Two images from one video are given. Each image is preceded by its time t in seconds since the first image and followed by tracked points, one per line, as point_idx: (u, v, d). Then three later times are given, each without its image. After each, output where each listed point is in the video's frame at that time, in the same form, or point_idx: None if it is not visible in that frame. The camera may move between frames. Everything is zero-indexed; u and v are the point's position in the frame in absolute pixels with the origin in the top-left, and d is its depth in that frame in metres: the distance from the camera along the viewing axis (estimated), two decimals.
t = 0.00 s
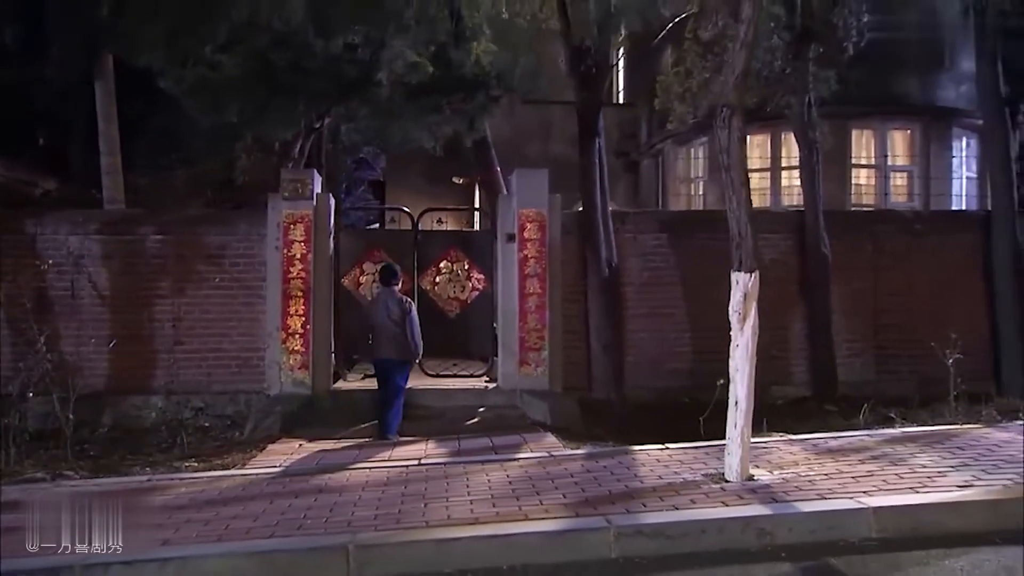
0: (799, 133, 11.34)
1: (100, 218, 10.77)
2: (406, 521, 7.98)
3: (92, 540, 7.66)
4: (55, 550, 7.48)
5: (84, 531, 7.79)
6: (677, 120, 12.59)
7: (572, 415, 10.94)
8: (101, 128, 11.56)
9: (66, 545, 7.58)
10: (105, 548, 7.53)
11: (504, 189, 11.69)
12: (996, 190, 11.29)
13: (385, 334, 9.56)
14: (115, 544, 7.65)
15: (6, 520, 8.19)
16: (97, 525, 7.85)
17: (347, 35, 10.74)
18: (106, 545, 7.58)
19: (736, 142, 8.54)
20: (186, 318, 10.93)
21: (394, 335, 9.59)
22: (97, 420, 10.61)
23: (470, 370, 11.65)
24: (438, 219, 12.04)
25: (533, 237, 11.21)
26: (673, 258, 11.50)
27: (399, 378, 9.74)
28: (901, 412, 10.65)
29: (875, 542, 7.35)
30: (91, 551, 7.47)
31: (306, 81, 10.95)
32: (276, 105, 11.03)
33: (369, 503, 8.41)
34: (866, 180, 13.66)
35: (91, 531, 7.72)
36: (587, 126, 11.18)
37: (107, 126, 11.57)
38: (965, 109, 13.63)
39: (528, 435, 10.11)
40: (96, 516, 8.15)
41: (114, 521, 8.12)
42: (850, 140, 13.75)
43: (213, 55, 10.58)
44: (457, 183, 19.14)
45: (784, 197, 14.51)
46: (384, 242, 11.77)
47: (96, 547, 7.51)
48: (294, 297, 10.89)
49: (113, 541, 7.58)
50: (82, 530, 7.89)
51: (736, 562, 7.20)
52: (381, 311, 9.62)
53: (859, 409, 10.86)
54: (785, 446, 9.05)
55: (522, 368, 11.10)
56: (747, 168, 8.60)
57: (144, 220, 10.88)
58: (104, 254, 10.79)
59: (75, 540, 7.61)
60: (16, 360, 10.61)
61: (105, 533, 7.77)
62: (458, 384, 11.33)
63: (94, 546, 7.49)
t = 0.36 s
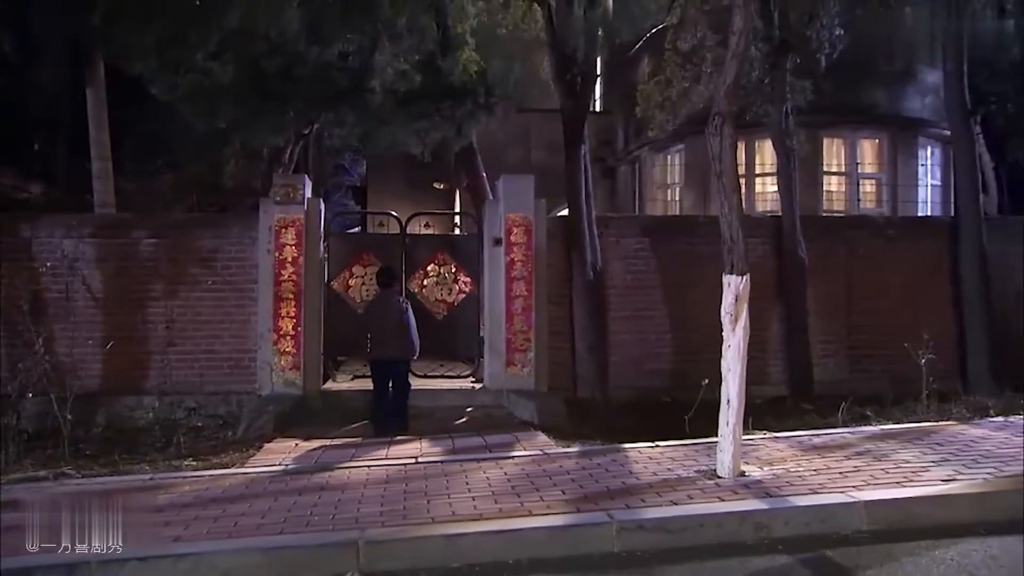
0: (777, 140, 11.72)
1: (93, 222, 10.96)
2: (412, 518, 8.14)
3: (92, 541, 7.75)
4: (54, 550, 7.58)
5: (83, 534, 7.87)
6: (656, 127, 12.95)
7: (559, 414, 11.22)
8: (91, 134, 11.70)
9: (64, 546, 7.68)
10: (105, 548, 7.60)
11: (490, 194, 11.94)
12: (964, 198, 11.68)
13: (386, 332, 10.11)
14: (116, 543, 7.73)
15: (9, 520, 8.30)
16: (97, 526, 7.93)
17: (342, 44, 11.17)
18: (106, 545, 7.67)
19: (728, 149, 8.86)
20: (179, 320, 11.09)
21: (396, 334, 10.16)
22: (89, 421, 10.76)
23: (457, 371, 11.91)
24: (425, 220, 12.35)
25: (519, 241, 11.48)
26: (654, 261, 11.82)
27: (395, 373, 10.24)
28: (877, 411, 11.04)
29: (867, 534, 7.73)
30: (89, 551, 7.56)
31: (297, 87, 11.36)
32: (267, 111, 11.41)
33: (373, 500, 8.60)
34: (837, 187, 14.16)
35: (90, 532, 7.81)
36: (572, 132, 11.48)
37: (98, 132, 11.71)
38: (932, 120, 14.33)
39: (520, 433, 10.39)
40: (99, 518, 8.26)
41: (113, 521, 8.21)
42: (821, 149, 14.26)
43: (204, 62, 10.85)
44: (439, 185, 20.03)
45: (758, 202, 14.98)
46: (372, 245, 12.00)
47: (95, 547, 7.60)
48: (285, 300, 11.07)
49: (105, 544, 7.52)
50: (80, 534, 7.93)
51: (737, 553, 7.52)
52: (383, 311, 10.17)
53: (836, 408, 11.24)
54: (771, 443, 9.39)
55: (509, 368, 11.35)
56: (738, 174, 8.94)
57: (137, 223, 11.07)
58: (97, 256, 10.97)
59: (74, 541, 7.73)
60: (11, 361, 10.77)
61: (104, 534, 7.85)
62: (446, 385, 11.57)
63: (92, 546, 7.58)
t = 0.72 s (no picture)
0: (760, 144, 12.06)
1: (91, 223, 11.24)
2: (421, 511, 8.30)
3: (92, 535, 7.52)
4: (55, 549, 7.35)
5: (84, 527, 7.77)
6: (642, 131, 13.29)
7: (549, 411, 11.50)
8: (88, 138, 12.20)
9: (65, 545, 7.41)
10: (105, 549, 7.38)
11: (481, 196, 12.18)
12: (939, 202, 11.98)
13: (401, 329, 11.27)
14: (116, 542, 7.48)
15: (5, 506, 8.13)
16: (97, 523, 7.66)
17: (339, 50, 11.53)
18: (105, 544, 7.42)
19: (723, 153, 9.17)
20: (176, 320, 11.39)
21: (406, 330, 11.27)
22: (87, 419, 11.02)
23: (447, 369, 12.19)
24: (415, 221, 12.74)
25: (510, 242, 11.72)
26: (641, 262, 12.13)
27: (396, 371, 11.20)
28: (857, 407, 11.42)
29: (860, 525, 8.07)
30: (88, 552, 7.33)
31: (289, 89, 11.50)
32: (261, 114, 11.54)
33: (379, 494, 8.75)
34: (814, 191, 14.69)
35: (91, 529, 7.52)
36: (562, 136, 11.76)
37: (95, 136, 12.26)
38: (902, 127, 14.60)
39: (515, 431, 10.65)
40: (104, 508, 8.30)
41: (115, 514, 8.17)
42: (799, 154, 14.73)
43: (199, 67, 10.94)
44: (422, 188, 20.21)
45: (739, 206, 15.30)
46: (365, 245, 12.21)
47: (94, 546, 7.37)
48: (279, 300, 11.29)
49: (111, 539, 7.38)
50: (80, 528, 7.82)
51: (736, 544, 7.82)
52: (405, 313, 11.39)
53: (818, 404, 11.61)
54: (760, 438, 9.71)
55: (500, 367, 11.58)
56: (733, 177, 9.26)
57: (135, 224, 11.37)
58: (96, 257, 11.27)
59: (74, 540, 7.44)
60: (12, 359, 11.04)
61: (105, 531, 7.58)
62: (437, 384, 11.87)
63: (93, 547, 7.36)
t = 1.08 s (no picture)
0: (752, 146, 12.23)
1: (88, 223, 11.27)
2: (431, 508, 8.34)
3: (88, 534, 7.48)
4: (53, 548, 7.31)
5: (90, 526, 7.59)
6: (633, 132, 13.45)
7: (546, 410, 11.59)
8: (82, 138, 12.25)
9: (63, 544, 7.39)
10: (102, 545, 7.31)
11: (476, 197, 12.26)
12: (926, 205, 12.22)
13: (396, 329, 10.98)
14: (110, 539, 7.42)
15: None
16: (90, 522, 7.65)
17: (338, 50, 11.78)
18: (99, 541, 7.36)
19: (725, 153, 9.33)
20: (172, 319, 11.42)
21: (403, 331, 10.98)
22: (83, 418, 11.02)
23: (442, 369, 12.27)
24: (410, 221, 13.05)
25: (505, 242, 11.78)
26: (633, 262, 12.27)
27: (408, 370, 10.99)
28: (848, 404, 11.60)
29: (864, 519, 8.22)
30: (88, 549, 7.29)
31: (286, 91, 11.67)
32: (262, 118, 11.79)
33: (387, 491, 8.78)
34: (802, 192, 14.86)
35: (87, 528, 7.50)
36: (557, 137, 11.88)
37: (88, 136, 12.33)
38: (888, 129, 14.95)
39: (514, 428, 10.75)
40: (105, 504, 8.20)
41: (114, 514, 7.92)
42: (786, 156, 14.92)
43: (195, 67, 11.28)
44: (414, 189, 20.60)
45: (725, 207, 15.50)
46: (361, 245, 12.26)
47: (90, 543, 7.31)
48: (276, 300, 11.31)
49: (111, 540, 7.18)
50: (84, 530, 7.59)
51: (742, 538, 7.95)
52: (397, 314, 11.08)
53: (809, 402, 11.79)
54: (759, 435, 9.87)
55: (495, 366, 11.64)
56: (734, 178, 9.42)
57: (131, 224, 11.39)
58: (93, 257, 11.29)
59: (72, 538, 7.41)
60: (11, 359, 11.09)
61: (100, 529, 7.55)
62: (432, 383, 11.96)
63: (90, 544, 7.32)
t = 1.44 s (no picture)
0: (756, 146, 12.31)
1: (92, 222, 11.22)
2: (450, 506, 8.31)
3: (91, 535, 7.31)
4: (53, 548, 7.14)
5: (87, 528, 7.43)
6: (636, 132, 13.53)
7: (552, 409, 11.61)
8: (85, 137, 12.21)
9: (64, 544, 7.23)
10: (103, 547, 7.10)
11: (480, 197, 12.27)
12: (927, 205, 12.36)
13: (411, 329, 10.93)
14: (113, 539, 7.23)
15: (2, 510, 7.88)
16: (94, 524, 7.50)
17: (346, 50, 11.92)
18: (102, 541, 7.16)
19: (737, 154, 9.42)
20: (177, 319, 11.35)
21: (418, 332, 10.96)
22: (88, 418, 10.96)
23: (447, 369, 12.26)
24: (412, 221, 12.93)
25: (509, 242, 11.76)
26: (637, 262, 12.31)
27: (422, 365, 11.06)
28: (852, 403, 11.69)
29: (880, 516, 8.28)
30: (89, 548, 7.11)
31: (292, 90, 11.56)
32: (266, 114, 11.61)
33: (403, 490, 8.77)
34: (802, 192, 14.94)
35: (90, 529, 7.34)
36: (562, 137, 11.92)
37: (90, 135, 12.28)
38: (888, 129, 15.10)
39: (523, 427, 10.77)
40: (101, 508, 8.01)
41: (112, 515, 7.74)
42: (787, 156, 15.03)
43: (197, 67, 11.45)
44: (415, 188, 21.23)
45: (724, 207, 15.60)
46: (365, 245, 12.26)
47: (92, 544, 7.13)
48: (281, 298, 11.27)
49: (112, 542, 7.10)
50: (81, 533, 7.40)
51: (762, 535, 7.98)
52: (412, 314, 11.00)
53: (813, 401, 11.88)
54: (770, 433, 9.94)
55: (500, 365, 11.64)
56: (747, 178, 9.51)
57: (135, 223, 11.34)
58: (97, 257, 11.24)
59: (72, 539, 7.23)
60: (15, 358, 11.02)
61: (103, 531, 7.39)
62: (437, 382, 11.97)
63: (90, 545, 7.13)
